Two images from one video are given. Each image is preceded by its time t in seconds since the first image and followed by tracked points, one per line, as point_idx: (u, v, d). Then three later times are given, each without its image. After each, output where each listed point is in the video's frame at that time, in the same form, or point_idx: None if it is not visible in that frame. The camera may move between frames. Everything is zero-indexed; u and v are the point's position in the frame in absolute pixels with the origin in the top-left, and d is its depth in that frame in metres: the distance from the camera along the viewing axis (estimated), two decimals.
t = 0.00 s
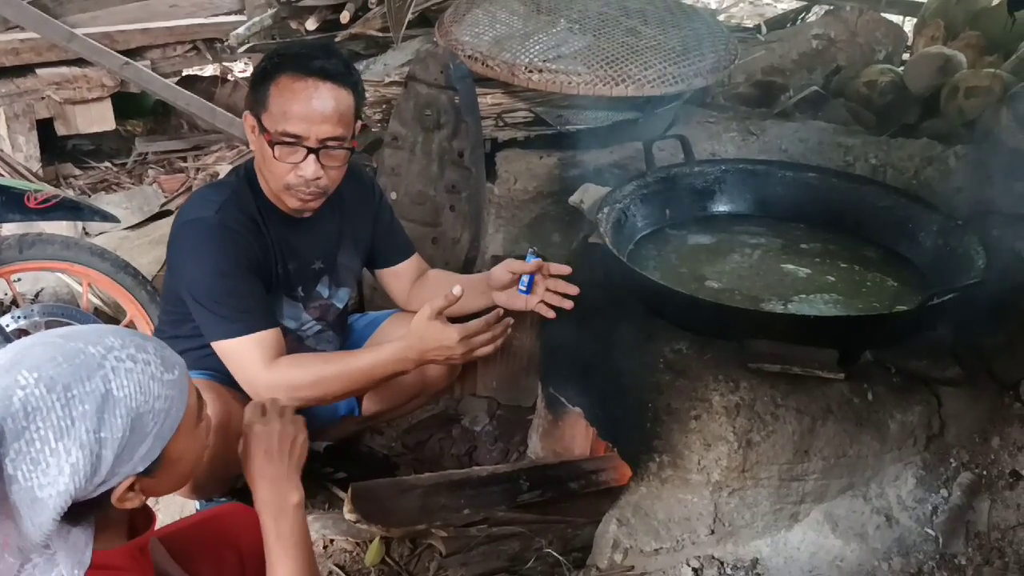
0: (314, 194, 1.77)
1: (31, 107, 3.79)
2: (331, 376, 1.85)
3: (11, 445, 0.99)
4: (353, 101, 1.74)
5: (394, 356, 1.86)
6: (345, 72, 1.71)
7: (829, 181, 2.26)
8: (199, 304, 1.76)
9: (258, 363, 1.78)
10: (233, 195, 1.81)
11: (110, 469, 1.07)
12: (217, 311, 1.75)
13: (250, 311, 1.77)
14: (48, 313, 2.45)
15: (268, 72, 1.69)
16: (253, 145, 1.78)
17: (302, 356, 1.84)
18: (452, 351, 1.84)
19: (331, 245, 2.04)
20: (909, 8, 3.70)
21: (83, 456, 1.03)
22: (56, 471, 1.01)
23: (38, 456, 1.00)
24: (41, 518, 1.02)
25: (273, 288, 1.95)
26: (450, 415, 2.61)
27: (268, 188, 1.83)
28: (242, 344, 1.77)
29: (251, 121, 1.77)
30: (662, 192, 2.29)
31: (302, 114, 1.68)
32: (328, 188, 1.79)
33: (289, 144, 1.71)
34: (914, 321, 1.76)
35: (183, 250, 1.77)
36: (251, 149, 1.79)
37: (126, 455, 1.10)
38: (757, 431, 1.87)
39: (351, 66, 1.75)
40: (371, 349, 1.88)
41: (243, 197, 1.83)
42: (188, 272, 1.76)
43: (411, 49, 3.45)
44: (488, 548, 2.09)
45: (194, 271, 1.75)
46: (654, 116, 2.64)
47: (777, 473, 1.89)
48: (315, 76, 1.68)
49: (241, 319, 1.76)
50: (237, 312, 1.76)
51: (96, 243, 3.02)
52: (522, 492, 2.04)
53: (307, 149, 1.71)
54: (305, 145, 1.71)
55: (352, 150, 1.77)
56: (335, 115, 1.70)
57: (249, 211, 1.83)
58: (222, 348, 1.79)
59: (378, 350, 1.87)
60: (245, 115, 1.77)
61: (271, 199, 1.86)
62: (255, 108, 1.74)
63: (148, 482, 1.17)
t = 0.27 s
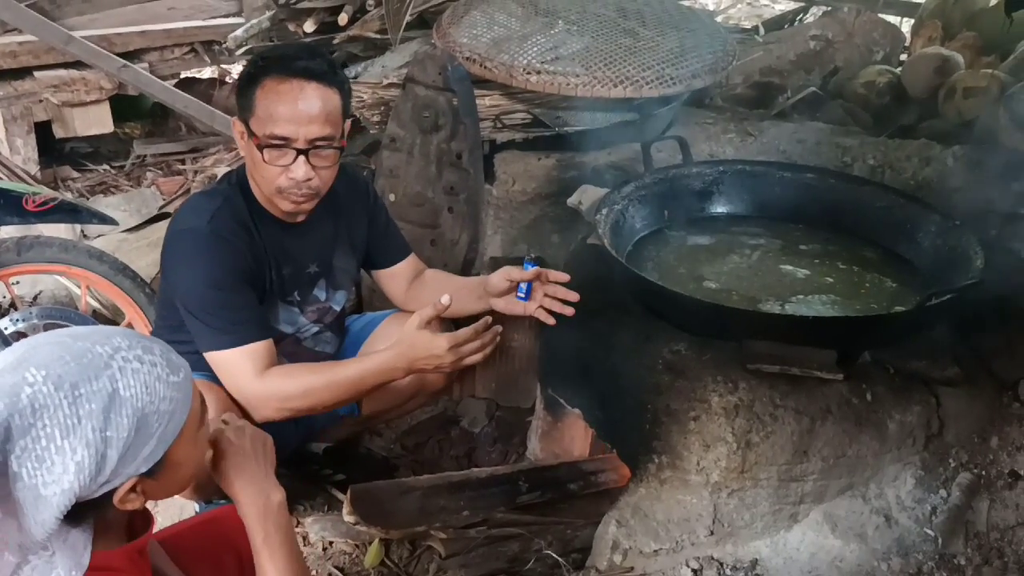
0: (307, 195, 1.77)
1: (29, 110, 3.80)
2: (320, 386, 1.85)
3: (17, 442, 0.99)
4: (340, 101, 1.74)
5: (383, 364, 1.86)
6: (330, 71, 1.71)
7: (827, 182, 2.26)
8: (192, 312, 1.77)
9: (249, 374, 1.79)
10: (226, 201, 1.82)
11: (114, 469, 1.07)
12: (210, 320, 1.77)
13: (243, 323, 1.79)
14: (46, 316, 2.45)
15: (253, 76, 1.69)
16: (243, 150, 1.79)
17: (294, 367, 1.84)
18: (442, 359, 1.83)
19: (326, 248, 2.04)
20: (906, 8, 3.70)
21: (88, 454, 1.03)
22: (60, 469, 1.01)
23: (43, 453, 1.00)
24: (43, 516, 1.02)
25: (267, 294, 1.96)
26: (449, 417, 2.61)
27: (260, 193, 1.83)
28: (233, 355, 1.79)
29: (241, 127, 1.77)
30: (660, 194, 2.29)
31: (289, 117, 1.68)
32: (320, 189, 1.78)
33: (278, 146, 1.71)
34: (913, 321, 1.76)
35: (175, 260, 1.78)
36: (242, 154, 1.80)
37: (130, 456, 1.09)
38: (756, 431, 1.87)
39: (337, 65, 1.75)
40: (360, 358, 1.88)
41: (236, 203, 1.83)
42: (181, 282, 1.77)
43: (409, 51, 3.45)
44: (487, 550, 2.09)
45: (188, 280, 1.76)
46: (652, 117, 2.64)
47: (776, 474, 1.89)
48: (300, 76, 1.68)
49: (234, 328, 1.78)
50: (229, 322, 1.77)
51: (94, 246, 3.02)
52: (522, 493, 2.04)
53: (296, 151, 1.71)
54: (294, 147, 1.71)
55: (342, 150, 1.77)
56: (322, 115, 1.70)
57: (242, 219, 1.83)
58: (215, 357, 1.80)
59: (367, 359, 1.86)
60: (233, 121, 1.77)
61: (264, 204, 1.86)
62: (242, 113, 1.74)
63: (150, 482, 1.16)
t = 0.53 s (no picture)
0: (299, 195, 1.77)
1: (27, 110, 3.79)
2: (313, 392, 1.88)
3: (28, 428, 0.99)
4: (328, 100, 1.74)
5: (374, 368, 1.89)
6: (316, 69, 1.71)
7: (825, 180, 2.26)
8: (185, 317, 1.78)
9: (243, 379, 1.82)
10: (217, 204, 1.81)
11: (123, 454, 1.08)
12: (202, 325, 1.78)
13: (235, 327, 1.80)
14: (44, 316, 2.45)
15: (239, 78, 1.68)
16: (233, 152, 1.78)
17: (287, 371, 1.87)
18: (434, 363, 1.88)
19: (321, 249, 2.04)
20: (905, 7, 3.70)
21: (99, 438, 1.03)
22: (72, 455, 1.01)
23: (54, 439, 1.00)
24: (55, 504, 1.01)
25: (261, 297, 1.96)
26: (448, 416, 2.61)
27: (252, 195, 1.84)
28: (226, 360, 1.81)
29: (229, 129, 1.77)
30: (658, 193, 2.29)
31: (278, 117, 1.68)
32: (312, 189, 1.79)
33: (268, 148, 1.71)
34: (911, 319, 1.76)
35: (166, 265, 1.77)
36: (232, 157, 1.80)
37: (137, 442, 1.11)
38: (755, 430, 1.87)
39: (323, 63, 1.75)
40: (351, 363, 1.92)
41: (227, 205, 1.83)
42: (172, 288, 1.77)
43: (407, 51, 3.45)
44: (487, 549, 2.10)
45: (179, 285, 1.76)
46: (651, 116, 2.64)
47: (775, 473, 1.89)
48: (286, 76, 1.68)
49: (227, 333, 1.79)
50: (221, 327, 1.78)
51: (93, 246, 3.02)
52: (521, 493, 2.04)
53: (285, 151, 1.71)
54: (284, 148, 1.71)
55: (332, 148, 1.77)
56: (311, 115, 1.70)
57: (234, 223, 1.83)
58: (207, 362, 1.82)
59: (359, 363, 1.90)
60: (222, 123, 1.77)
61: (257, 207, 1.87)
62: (230, 115, 1.73)
63: (155, 471, 1.17)
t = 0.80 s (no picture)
0: (293, 195, 1.77)
1: (26, 110, 3.80)
2: (306, 396, 1.88)
3: (39, 417, 0.99)
4: (320, 98, 1.74)
5: (368, 370, 1.90)
6: (306, 68, 1.71)
7: (824, 179, 2.26)
8: (179, 320, 1.78)
9: (237, 382, 1.82)
10: (211, 206, 1.82)
11: (131, 448, 1.08)
12: (197, 329, 1.78)
13: (229, 331, 1.80)
14: (43, 316, 2.45)
15: (230, 79, 1.69)
16: (226, 154, 1.78)
17: (282, 374, 1.87)
18: (429, 366, 1.88)
19: (317, 249, 2.04)
20: (904, 5, 3.70)
21: (109, 429, 1.03)
22: (81, 445, 1.01)
23: (64, 429, 1.00)
24: (63, 495, 1.01)
25: (256, 299, 1.97)
26: (448, 415, 2.62)
27: (246, 197, 1.84)
28: (221, 363, 1.81)
29: (222, 131, 1.77)
30: (658, 192, 2.29)
31: (270, 117, 1.68)
32: (306, 188, 1.79)
33: (260, 148, 1.71)
34: (911, 317, 1.76)
35: (161, 269, 1.78)
36: (226, 159, 1.80)
37: (145, 436, 1.11)
38: (755, 429, 1.87)
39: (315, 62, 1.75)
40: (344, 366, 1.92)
41: (222, 207, 1.83)
42: (167, 291, 1.78)
43: (406, 50, 3.44)
44: (487, 549, 2.10)
45: (174, 288, 1.76)
46: (650, 115, 2.64)
47: (775, 471, 1.89)
48: (277, 75, 1.68)
49: (221, 336, 1.80)
50: (214, 331, 1.79)
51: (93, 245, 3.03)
52: (521, 492, 2.03)
53: (278, 151, 1.71)
54: (277, 148, 1.71)
55: (324, 147, 1.77)
56: (303, 114, 1.70)
57: (229, 225, 1.83)
58: (202, 365, 1.82)
59: (351, 366, 1.91)
60: (215, 126, 1.78)
61: (251, 209, 1.87)
62: (222, 117, 1.74)
63: (159, 469, 1.16)
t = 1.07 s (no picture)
0: (290, 195, 1.77)
1: (25, 110, 3.82)
2: (302, 397, 1.88)
3: (45, 411, 0.99)
4: (315, 98, 1.74)
5: (364, 372, 1.90)
6: (300, 68, 1.71)
7: (823, 178, 2.26)
8: (176, 322, 1.78)
9: (234, 384, 1.82)
10: (207, 207, 1.82)
11: (135, 443, 1.08)
12: (193, 330, 1.78)
13: (225, 333, 1.80)
14: (42, 316, 2.45)
15: (225, 79, 1.69)
16: (222, 155, 1.78)
17: (278, 375, 1.88)
18: (425, 367, 1.88)
19: (313, 250, 2.04)
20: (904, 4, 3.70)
21: (115, 423, 1.03)
22: (87, 439, 1.01)
23: (70, 422, 1.00)
24: (68, 489, 1.00)
25: (252, 300, 1.96)
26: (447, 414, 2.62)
27: (243, 197, 1.84)
28: (217, 364, 1.81)
29: (218, 132, 1.77)
30: (657, 191, 2.29)
31: (265, 117, 1.68)
32: (303, 188, 1.78)
33: (256, 148, 1.71)
34: (911, 316, 1.75)
35: (157, 271, 1.78)
36: (222, 160, 1.80)
37: (149, 431, 1.11)
38: (754, 428, 1.87)
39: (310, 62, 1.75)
40: (340, 368, 1.92)
41: (218, 208, 1.83)
42: (163, 293, 1.78)
43: (406, 49, 3.45)
44: (486, 548, 2.10)
45: (171, 290, 1.76)
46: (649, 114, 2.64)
47: (774, 470, 1.88)
48: (272, 75, 1.68)
49: (217, 338, 1.79)
50: (210, 333, 1.79)
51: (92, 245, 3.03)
52: (521, 491, 2.04)
53: (275, 151, 1.71)
54: (273, 148, 1.71)
55: (320, 146, 1.77)
56: (299, 113, 1.70)
57: (225, 226, 1.83)
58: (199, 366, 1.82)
59: (347, 368, 1.92)
60: (211, 126, 1.77)
61: (248, 209, 1.86)
62: (218, 118, 1.74)
63: (161, 467, 1.16)
